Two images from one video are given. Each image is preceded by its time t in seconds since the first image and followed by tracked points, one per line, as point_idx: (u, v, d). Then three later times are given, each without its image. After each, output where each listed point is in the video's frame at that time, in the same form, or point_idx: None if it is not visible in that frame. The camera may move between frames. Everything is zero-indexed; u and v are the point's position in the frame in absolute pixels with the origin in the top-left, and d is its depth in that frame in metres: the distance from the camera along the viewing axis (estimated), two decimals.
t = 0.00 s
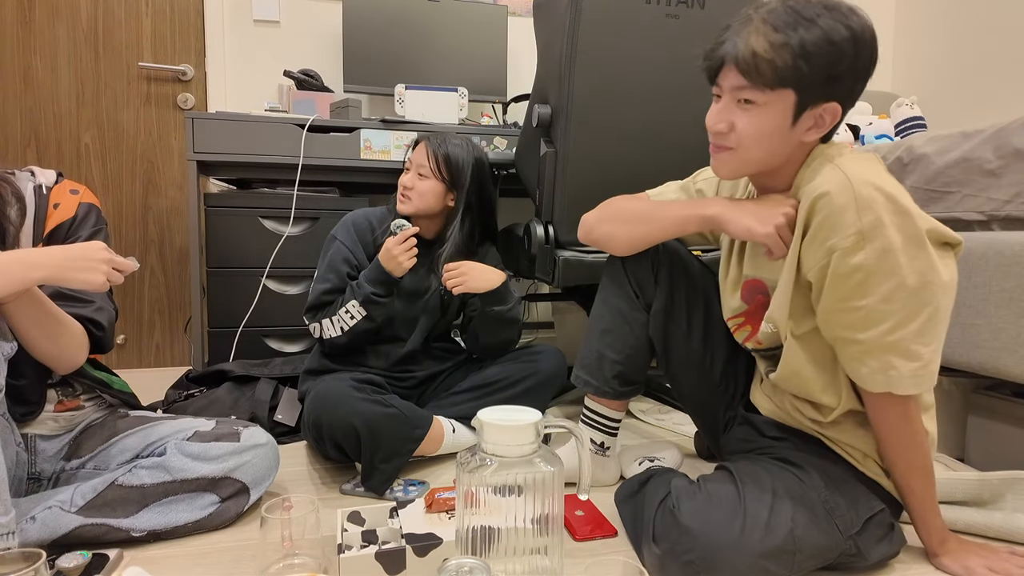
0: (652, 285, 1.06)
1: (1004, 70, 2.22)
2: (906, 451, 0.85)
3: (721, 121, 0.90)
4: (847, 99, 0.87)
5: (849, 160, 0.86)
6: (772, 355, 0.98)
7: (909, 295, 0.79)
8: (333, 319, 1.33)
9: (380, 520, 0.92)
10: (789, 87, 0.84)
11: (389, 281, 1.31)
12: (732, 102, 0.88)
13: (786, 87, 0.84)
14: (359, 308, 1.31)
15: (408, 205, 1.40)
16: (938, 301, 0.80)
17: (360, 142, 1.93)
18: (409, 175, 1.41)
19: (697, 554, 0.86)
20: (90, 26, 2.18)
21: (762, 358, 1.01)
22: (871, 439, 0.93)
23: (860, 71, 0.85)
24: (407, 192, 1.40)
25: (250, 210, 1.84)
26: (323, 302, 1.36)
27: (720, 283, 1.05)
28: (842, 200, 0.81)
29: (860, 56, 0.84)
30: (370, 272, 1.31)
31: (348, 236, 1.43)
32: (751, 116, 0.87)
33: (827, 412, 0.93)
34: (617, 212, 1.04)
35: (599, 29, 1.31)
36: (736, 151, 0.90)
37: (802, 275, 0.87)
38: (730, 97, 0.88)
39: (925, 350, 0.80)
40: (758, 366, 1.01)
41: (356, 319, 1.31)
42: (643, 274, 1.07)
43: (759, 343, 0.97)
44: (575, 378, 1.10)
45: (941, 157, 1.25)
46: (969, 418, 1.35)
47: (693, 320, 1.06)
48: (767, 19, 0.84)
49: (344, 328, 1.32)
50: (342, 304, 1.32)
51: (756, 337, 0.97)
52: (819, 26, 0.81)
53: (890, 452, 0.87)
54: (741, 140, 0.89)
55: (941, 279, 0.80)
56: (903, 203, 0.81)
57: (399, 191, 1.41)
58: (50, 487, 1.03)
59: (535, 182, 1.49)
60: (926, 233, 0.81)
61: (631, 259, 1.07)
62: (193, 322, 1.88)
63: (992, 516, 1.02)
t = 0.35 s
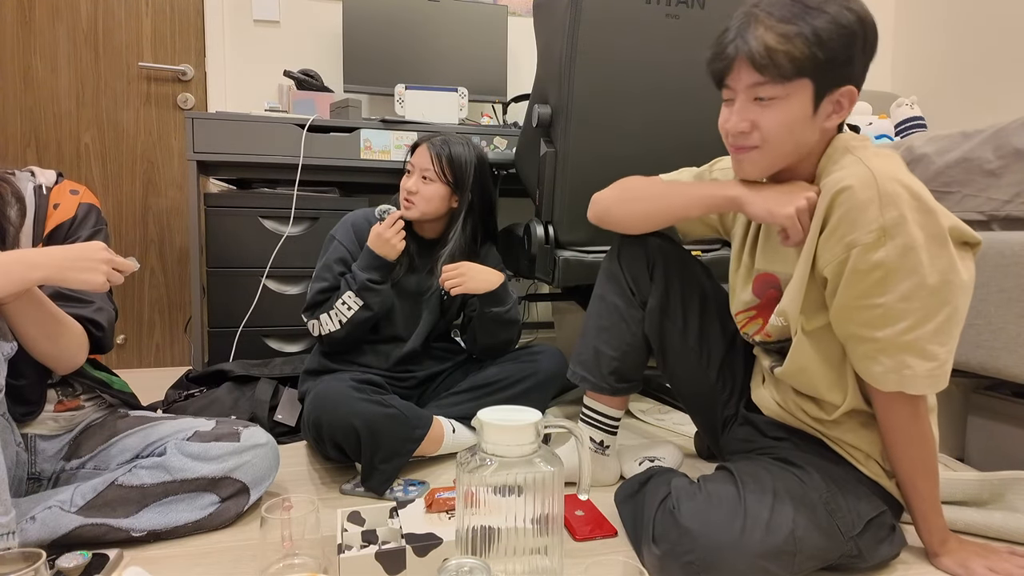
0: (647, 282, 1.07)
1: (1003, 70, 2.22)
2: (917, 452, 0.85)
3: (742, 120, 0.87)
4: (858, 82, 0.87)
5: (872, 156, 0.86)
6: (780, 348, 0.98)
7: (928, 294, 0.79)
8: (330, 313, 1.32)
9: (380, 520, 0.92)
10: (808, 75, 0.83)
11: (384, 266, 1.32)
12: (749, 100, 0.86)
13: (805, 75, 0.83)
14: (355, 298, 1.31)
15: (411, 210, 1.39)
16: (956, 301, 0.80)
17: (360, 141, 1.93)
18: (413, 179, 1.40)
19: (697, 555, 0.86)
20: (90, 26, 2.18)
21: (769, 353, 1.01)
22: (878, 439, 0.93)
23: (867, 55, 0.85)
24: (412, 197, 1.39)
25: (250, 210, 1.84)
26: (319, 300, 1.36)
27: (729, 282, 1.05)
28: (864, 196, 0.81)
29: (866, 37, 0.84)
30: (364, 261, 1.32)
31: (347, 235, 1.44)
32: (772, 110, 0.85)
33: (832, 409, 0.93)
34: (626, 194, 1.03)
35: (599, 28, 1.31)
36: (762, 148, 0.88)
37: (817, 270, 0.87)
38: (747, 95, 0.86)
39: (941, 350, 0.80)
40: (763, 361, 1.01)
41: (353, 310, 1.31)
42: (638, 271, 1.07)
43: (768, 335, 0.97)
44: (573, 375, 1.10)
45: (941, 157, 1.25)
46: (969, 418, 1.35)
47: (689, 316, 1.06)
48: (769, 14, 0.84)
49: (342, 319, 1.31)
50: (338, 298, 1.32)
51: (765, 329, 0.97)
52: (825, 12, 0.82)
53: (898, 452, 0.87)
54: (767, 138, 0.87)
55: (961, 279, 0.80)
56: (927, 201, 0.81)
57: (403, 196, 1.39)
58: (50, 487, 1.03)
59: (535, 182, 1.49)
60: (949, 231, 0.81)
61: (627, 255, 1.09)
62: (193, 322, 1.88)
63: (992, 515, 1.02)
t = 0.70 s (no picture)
0: (649, 282, 1.06)
1: (1004, 70, 2.22)
2: (915, 451, 0.85)
3: (712, 134, 0.94)
4: (838, 98, 0.87)
5: (870, 155, 0.86)
6: (782, 348, 0.97)
7: (926, 292, 0.80)
8: (341, 314, 1.32)
9: (380, 520, 0.92)
10: (764, 98, 0.86)
11: (398, 267, 1.34)
12: (718, 116, 0.93)
13: (760, 99, 0.86)
14: (370, 299, 1.31)
15: (428, 212, 1.41)
16: (954, 299, 0.80)
17: (360, 141, 1.93)
18: (428, 180, 1.41)
19: (697, 553, 0.86)
20: (90, 26, 2.18)
21: (770, 352, 1.00)
22: (878, 438, 0.93)
23: (847, 74, 0.85)
24: (427, 200, 1.41)
25: (250, 210, 1.84)
26: (327, 301, 1.35)
27: (731, 283, 1.07)
28: (863, 194, 0.82)
29: (840, 59, 0.84)
30: (378, 262, 1.33)
31: (352, 234, 1.44)
32: (734, 128, 0.91)
33: (833, 407, 0.93)
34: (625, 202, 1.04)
35: (599, 28, 1.31)
36: (729, 160, 0.95)
37: (817, 268, 0.87)
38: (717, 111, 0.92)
39: (940, 348, 0.80)
40: (765, 360, 1.01)
41: (368, 311, 1.31)
42: (640, 270, 1.07)
43: (771, 335, 0.97)
44: (574, 376, 1.10)
45: (941, 157, 1.25)
46: (969, 418, 1.35)
47: (691, 316, 1.06)
48: (734, 40, 0.88)
49: (356, 320, 1.31)
50: (351, 298, 1.32)
51: (768, 330, 0.97)
52: (782, 39, 0.84)
53: (898, 452, 0.87)
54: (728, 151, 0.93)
55: (959, 278, 0.80)
56: (926, 199, 0.81)
57: (418, 199, 1.41)
58: (50, 487, 1.03)
59: (535, 182, 1.49)
60: (947, 230, 0.81)
61: (628, 255, 1.08)
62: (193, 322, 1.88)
63: (992, 515, 1.02)
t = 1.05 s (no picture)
0: (651, 285, 1.06)
1: (1005, 70, 2.22)
2: (917, 450, 0.85)
3: (708, 139, 0.94)
4: (834, 104, 0.87)
5: (869, 154, 0.86)
6: (784, 350, 0.97)
7: (928, 289, 0.80)
8: (366, 314, 1.29)
9: (379, 520, 0.92)
10: (762, 102, 0.86)
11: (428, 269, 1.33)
12: (715, 121, 0.93)
13: (758, 103, 0.86)
14: (400, 301, 1.30)
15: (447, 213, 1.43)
16: (957, 295, 0.80)
17: (360, 142, 1.93)
18: (445, 181, 1.42)
19: (698, 553, 0.86)
20: (90, 26, 2.18)
21: (771, 354, 1.00)
22: (880, 437, 0.93)
23: (843, 81, 0.86)
24: (445, 201, 1.43)
25: (250, 210, 1.84)
26: (348, 296, 1.32)
27: (730, 283, 1.07)
28: (864, 193, 0.82)
29: (836, 66, 0.84)
30: (411, 264, 1.31)
31: (361, 232, 1.42)
32: (731, 132, 0.91)
33: (835, 407, 0.93)
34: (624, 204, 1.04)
35: (599, 28, 1.31)
36: (726, 164, 0.95)
37: (818, 269, 0.87)
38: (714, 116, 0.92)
39: (943, 344, 0.80)
40: (766, 362, 1.01)
41: (397, 312, 1.30)
42: (642, 273, 1.07)
43: (773, 338, 0.96)
44: (576, 379, 1.10)
45: (941, 157, 1.25)
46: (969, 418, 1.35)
47: (693, 318, 1.06)
48: (731, 44, 0.89)
49: (383, 322, 1.30)
50: (380, 299, 1.29)
51: (769, 332, 0.97)
52: (781, 43, 0.84)
53: (900, 451, 0.87)
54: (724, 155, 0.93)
55: (961, 275, 0.80)
56: (926, 198, 0.81)
57: (436, 199, 1.42)
58: (50, 487, 1.03)
59: (535, 182, 1.49)
60: (948, 228, 0.81)
61: (630, 258, 1.08)
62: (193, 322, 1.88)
63: (991, 515, 1.02)
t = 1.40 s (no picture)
0: (651, 285, 1.06)
1: (1005, 70, 2.22)
2: (916, 451, 0.85)
3: (705, 139, 0.94)
4: (831, 104, 0.87)
5: (866, 155, 0.86)
6: (783, 352, 0.97)
7: (926, 291, 0.80)
8: (371, 315, 1.29)
9: (379, 520, 0.92)
10: (760, 102, 0.86)
11: (432, 268, 1.33)
12: (712, 121, 0.92)
13: (756, 103, 0.86)
14: (404, 302, 1.30)
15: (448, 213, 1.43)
16: (955, 297, 0.80)
17: (360, 142, 1.93)
18: (446, 182, 1.42)
19: (697, 554, 0.86)
20: (90, 26, 2.18)
21: (771, 356, 1.00)
22: (880, 438, 0.93)
23: (840, 81, 0.86)
24: (446, 201, 1.43)
25: (250, 210, 1.84)
26: (350, 296, 1.32)
27: (729, 283, 1.07)
28: (861, 195, 0.82)
29: (833, 66, 0.84)
30: (416, 265, 1.32)
31: (362, 233, 1.42)
32: (728, 133, 0.91)
33: (834, 409, 0.93)
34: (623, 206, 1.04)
35: (599, 28, 1.31)
36: (725, 165, 0.95)
37: (816, 271, 0.87)
38: (711, 117, 0.92)
39: (941, 346, 0.80)
40: (765, 363, 1.01)
41: (402, 313, 1.30)
42: (643, 275, 1.07)
43: (772, 339, 0.97)
44: (577, 380, 1.10)
45: (941, 157, 1.25)
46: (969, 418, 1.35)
47: (694, 320, 1.06)
48: (728, 44, 0.89)
49: (387, 322, 1.29)
50: (385, 299, 1.29)
51: (768, 333, 0.97)
52: (778, 43, 0.84)
53: (899, 452, 0.87)
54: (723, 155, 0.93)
55: (959, 276, 0.80)
56: (923, 200, 0.81)
57: (436, 199, 1.42)
58: (50, 487, 1.03)
59: (535, 183, 1.49)
60: (945, 229, 0.81)
61: (630, 259, 1.08)
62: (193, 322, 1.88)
63: (991, 515, 1.02)
